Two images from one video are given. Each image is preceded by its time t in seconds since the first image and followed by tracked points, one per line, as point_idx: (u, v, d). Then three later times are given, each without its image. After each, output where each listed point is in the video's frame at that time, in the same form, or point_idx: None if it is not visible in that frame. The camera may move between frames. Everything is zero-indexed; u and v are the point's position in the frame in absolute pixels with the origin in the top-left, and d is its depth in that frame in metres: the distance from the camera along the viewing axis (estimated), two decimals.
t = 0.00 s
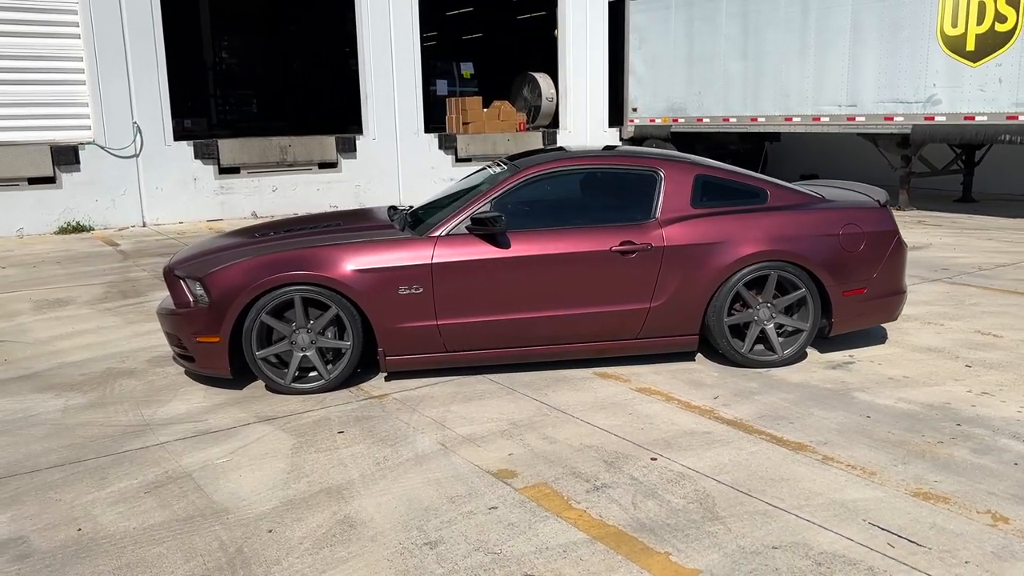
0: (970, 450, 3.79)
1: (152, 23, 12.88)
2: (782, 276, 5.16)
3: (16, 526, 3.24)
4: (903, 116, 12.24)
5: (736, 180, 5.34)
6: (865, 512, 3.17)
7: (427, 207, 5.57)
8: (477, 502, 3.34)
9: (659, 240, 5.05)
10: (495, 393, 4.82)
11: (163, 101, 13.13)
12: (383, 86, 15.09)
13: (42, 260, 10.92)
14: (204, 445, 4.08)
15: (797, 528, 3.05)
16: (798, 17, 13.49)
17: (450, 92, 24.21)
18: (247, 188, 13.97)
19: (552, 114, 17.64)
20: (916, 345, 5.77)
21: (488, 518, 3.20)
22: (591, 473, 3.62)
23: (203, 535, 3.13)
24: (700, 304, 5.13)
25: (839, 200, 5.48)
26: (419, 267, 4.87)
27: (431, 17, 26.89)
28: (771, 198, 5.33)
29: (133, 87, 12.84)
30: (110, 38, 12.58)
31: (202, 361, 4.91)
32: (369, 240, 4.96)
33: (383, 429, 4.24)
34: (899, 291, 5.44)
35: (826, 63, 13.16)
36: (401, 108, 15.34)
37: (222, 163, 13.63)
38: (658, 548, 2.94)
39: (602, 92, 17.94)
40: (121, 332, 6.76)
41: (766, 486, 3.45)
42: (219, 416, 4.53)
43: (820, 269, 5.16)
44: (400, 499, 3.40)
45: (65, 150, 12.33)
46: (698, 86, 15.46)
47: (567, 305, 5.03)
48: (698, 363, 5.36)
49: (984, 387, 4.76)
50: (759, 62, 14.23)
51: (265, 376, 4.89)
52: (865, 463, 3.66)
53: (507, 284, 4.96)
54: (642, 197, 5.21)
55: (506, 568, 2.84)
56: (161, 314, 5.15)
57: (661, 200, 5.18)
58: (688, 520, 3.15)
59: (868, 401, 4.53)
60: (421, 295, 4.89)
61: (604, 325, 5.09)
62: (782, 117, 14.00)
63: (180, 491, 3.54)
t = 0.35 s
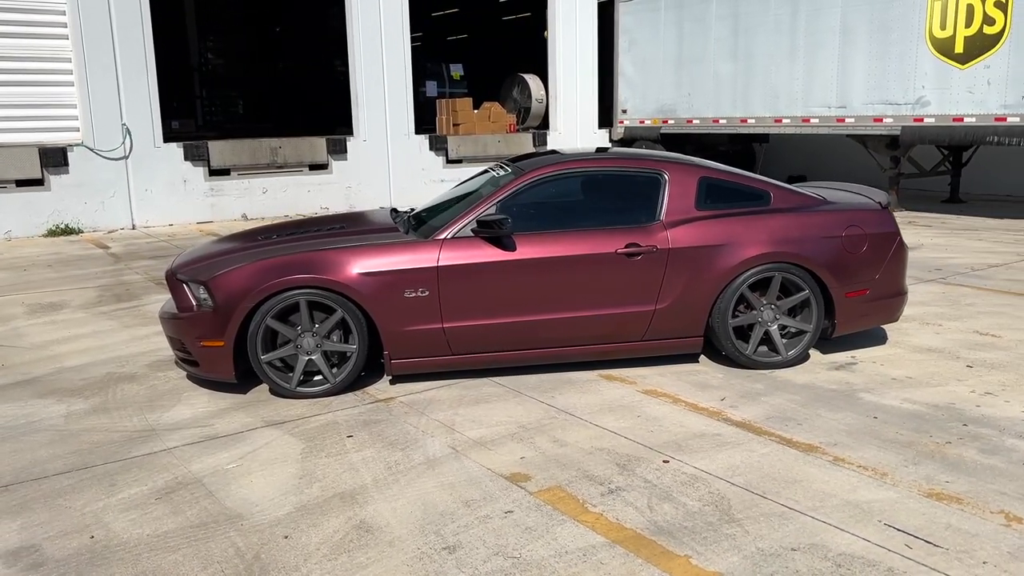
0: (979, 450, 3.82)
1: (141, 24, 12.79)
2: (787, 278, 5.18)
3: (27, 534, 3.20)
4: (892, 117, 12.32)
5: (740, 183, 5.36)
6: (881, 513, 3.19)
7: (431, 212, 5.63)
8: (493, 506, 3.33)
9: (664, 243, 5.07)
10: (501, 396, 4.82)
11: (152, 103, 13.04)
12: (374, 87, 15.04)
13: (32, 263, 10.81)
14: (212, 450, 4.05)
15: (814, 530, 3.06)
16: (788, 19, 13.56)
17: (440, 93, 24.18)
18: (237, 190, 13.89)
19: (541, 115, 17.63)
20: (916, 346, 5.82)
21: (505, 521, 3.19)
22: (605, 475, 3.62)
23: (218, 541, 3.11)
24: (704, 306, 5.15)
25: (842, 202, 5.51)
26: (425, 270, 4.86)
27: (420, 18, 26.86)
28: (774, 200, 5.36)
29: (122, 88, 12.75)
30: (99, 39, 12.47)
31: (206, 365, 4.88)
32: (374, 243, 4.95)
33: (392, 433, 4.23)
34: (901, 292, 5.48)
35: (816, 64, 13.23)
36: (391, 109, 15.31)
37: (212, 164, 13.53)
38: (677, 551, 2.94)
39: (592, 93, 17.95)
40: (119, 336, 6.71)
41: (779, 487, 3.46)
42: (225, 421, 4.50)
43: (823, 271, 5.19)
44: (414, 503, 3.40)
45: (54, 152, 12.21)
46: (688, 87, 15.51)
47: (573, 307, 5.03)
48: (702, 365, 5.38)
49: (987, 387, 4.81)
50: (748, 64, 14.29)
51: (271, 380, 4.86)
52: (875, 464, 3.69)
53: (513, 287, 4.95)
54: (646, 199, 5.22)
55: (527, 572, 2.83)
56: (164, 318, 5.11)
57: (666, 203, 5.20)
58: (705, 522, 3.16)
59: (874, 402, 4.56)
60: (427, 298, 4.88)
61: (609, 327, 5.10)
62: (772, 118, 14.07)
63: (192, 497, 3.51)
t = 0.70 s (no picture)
0: (983, 448, 3.86)
1: (129, 24, 12.69)
2: (787, 278, 5.22)
3: (35, 540, 3.17)
4: (880, 119, 12.42)
5: (741, 183, 5.39)
6: (891, 512, 3.21)
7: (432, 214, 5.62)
8: (506, 508, 3.33)
9: (666, 244, 5.09)
10: (506, 397, 4.82)
11: (140, 104, 12.94)
12: (363, 88, 14.99)
13: (21, 265, 10.71)
14: (218, 453, 4.03)
15: (826, 529, 3.08)
16: (776, 21, 13.64)
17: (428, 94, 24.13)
18: (226, 191, 13.81)
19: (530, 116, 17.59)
20: (913, 345, 5.87)
21: (519, 523, 3.19)
22: (615, 476, 3.63)
23: (231, 545, 3.09)
24: (706, 306, 5.17)
25: (840, 203, 5.56)
26: (429, 272, 4.85)
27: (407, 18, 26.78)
28: (775, 201, 5.39)
29: (110, 89, 12.65)
30: (86, 39, 12.36)
31: (208, 368, 4.85)
32: (377, 245, 4.94)
33: (399, 435, 4.22)
34: (900, 292, 5.52)
35: (804, 66, 13.31)
36: (381, 110, 15.28)
37: (201, 165, 13.43)
38: (693, 550, 2.95)
39: (581, 93, 17.95)
40: (115, 339, 6.65)
41: (789, 486, 3.48)
42: (229, 423, 4.47)
43: (824, 271, 5.23)
44: (426, 506, 3.39)
45: (41, 154, 12.08)
46: (676, 88, 15.56)
47: (577, 308, 5.04)
48: (703, 365, 5.41)
49: (986, 386, 4.86)
50: (736, 65, 14.36)
51: (274, 383, 4.83)
52: (882, 463, 3.72)
53: (517, 288, 4.96)
54: (649, 200, 5.24)
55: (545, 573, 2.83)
56: (165, 321, 5.08)
57: (668, 204, 5.22)
58: (719, 522, 3.17)
59: (876, 401, 4.60)
60: (431, 300, 4.87)
61: (612, 327, 5.11)
62: (760, 119, 14.14)
63: (201, 501, 3.49)
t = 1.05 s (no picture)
0: (987, 443, 3.92)
1: (117, 24, 12.60)
2: (789, 277, 5.27)
3: (49, 542, 3.15)
4: (868, 119, 12.54)
5: (743, 183, 5.43)
6: (902, 506, 3.26)
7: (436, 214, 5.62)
8: (522, 505, 3.35)
9: (670, 243, 5.12)
10: (512, 396, 4.83)
11: (128, 104, 12.86)
12: (352, 88, 14.96)
13: (10, 267, 10.61)
14: (228, 454, 4.02)
15: (840, 524, 3.12)
16: (764, 22, 13.72)
17: (417, 94, 24.09)
18: (215, 192, 13.74)
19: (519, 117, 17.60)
20: (911, 343, 5.94)
21: (535, 521, 3.21)
22: (627, 474, 3.66)
23: (248, 546, 3.09)
24: (709, 305, 5.21)
25: (840, 202, 5.61)
26: (435, 272, 4.86)
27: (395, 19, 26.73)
28: (776, 201, 5.44)
29: (98, 89, 12.56)
30: (74, 39, 12.26)
31: (213, 369, 4.83)
32: (383, 245, 4.94)
33: (408, 435, 4.23)
34: (899, 290, 5.59)
35: (792, 67, 13.41)
36: (370, 111, 15.25)
37: (190, 166, 13.36)
38: (711, 546, 2.98)
39: (569, 94, 17.97)
40: (113, 341, 6.60)
41: (800, 482, 3.52)
42: (236, 424, 4.46)
43: (825, 270, 5.28)
44: (441, 504, 3.41)
45: (28, 155, 11.97)
46: (664, 89, 15.64)
47: (581, 308, 5.07)
48: (705, 364, 5.45)
49: (985, 382, 4.93)
50: (725, 65, 14.44)
51: (280, 383, 4.82)
52: (889, 458, 3.76)
53: (522, 287, 4.98)
54: (652, 200, 5.27)
55: (566, 570, 2.85)
56: (168, 322, 5.05)
57: (671, 203, 5.25)
58: (733, 518, 3.20)
59: (879, 398, 4.65)
60: (436, 300, 4.88)
61: (616, 326, 5.14)
62: (748, 120, 14.21)
63: (214, 502, 3.48)
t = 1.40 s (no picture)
0: (993, 439, 3.97)
1: (106, 24, 12.51)
2: (792, 276, 5.31)
3: (65, 544, 3.14)
4: (857, 119, 12.62)
5: (745, 183, 5.47)
6: (914, 502, 3.30)
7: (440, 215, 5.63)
8: (538, 504, 3.36)
9: (674, 242, 5.15)
10: (519, 396, 4.85)
11: (118, 104, 12.77)
12: (342, 88, 14.92)
13: None
14: (238, 455, 4.01)
15: (855, 519, 3.15)
16: (753, 23, 13.79)
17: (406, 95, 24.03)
18: (205, 193, 13.67)
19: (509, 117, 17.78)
20: (910, 341, 6.00)
21: (553, 519, 3.22)
22: (640, 472, 3.67)
23: (267, 546, 3.09)
24: (713, 303, 5.25)
25: (841, 202, 5.67)
26: (441, 272, 4.87)
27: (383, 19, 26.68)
28: (778, 200, 5.48)
29: (87, 90, 12.46)
30: (62, 39, 12.16)
31: (219, 370, 4.82)
32: (389, 245, 4.94)
33: (419, 435, 4.23)
34: (899, 289, 5.64)
35: (781, 68, 13.49)
36: (361, 111, 15.22)
37: (180, 167, 13.29)
38: (729, 543, 3.01)
39: (559, 94, 17.95)
40: (112, 342, 6.56)
41: (812, 479, 3.56)
42: (244, 425, 4.45)
43: (827, 269, 5.33)
44: (457, 503, 3.42)
45: (17, 156, 11.87)
46: (654, 89, 15.69)
47: (587, 307, 5.09)
48: (709, 363, 5.48)
49: (986, 379, 4.99)
50: (714, 66, 14.50)
51: (287, 384, 4.82)
52: (898, 455, 3.80)
53: (528, 287, 4.99)
54: (656, 199, 5.30)
55: (587, 568, 2.87)
56: (172, 322, 5.03)
57: (675, 203, 5.28)
58: (749, 515, 3.23)
59: (883, 395, 4.70)
60: (443, 300, 4.89)
61: (621, 325, 5.17)
62: (738, 120, 14.28)
63: (228, 503, 3.47)
